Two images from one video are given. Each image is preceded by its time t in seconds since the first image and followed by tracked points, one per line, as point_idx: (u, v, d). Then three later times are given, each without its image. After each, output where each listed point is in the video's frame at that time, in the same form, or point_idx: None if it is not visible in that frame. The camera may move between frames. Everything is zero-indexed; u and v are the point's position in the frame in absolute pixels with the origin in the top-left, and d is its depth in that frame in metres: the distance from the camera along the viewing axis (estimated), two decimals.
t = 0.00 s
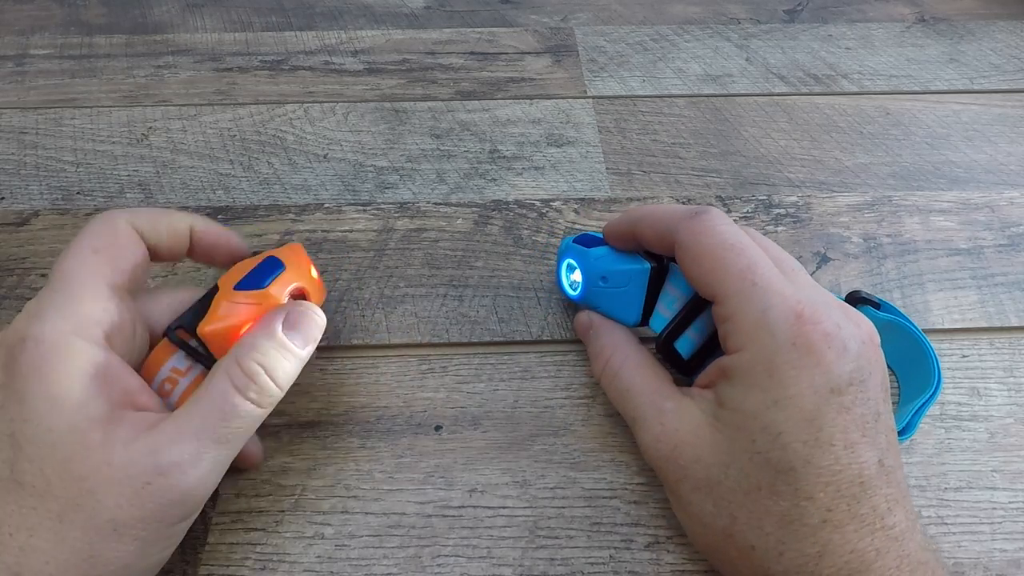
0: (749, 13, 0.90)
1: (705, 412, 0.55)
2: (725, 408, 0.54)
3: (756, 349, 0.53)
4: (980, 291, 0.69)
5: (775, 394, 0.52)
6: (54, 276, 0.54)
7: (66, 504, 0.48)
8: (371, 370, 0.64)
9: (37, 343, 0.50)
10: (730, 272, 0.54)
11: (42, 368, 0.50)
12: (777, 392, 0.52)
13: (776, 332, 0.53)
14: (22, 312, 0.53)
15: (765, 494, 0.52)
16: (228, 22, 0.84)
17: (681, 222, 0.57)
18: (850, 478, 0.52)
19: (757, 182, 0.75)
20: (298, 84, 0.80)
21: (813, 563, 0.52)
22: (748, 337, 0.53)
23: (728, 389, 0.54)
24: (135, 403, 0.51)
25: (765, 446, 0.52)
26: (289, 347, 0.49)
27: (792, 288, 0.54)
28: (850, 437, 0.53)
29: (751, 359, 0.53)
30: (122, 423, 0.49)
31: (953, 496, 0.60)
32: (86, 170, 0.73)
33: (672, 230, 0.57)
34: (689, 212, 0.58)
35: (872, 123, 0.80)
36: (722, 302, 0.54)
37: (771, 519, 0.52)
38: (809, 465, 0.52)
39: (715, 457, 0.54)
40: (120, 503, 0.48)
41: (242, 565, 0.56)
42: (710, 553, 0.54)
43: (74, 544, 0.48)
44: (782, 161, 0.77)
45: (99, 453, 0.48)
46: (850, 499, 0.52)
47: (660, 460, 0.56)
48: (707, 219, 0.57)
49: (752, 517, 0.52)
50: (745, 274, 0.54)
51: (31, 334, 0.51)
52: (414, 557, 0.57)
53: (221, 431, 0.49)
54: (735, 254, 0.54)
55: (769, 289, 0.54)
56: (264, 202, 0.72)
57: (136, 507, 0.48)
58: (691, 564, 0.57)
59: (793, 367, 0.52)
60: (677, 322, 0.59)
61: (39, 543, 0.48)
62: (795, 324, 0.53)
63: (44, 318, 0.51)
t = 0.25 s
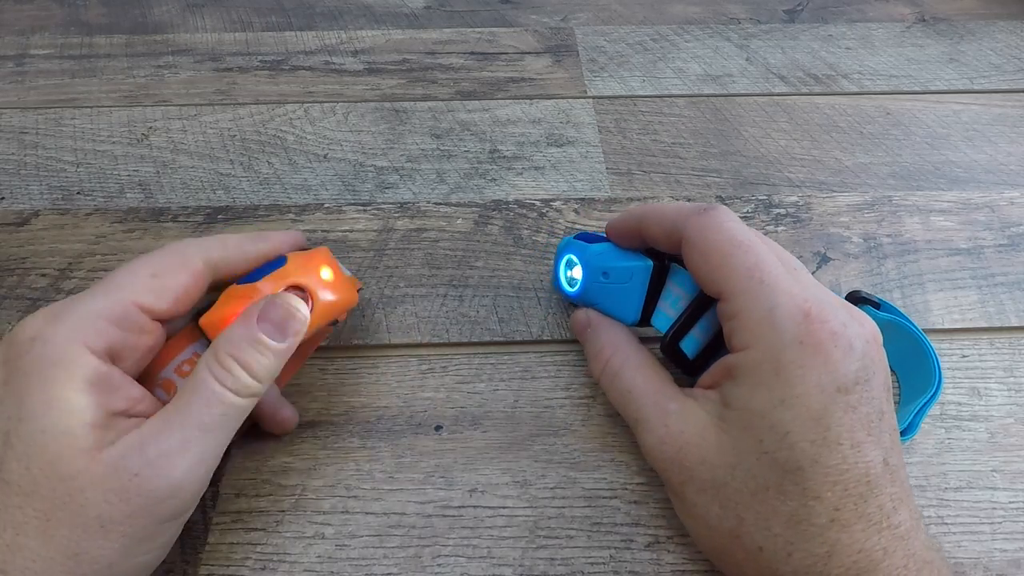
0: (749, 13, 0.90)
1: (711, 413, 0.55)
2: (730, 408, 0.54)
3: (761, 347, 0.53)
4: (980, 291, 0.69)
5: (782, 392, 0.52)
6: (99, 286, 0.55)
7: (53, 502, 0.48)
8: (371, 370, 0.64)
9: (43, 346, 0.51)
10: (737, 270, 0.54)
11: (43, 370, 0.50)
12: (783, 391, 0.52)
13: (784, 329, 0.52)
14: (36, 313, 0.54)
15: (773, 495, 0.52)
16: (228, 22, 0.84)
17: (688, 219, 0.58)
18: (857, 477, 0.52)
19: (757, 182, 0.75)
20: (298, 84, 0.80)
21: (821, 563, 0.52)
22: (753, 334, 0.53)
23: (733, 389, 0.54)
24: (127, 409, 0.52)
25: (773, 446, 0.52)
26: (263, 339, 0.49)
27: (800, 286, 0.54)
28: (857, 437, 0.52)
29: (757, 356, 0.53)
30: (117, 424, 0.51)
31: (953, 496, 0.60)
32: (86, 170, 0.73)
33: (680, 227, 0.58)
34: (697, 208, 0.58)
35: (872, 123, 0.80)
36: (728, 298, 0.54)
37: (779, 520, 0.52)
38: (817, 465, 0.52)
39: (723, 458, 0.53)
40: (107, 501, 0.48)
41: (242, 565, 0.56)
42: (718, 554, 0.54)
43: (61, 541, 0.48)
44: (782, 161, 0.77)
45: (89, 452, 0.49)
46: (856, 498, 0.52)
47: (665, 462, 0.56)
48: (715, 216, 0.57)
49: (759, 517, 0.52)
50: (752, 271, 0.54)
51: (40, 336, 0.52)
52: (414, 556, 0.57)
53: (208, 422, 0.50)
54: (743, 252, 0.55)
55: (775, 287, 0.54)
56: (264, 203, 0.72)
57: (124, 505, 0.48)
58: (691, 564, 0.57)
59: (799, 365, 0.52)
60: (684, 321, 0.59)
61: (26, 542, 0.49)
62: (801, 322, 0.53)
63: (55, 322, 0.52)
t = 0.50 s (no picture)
0: (749, 13, 0.90)
1: (717, 419, 0.53)
2: (738, 414, 0.52)
3: (765, 347, 0.52)
4: (980, 290, 0.70)
5: (790, 393, 0.51)
6: (198, 271, 0.54)
7: (157, 473, 0.50)
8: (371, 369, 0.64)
9: (143, 325, 0.51)
10: (732, 270, 0.54)
11: (144, 350, 0.51)
12: (791, 391, 0.51)
13: (785, 326, 0.52)
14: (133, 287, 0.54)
15: (785, 499, 0.52)
16: (228, 22, 0.84)
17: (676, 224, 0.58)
18: (864, 476, 0.52)
19: (757, 182, 0.75)
20: (298, 84, 0.80)
21: (834, 565, 0.52)
22: (755, 334, 0.52)
23: (740, 392, 0.52)
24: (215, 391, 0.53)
25: (784, 450, 0.51)
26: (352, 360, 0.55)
27: (795, 286, 0.54)
28: (861, 436, 0.53)
29: (761, 355, 0.52)
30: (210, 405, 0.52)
31: (953, 495, 0.60)
32: (86, 170, 0.73)
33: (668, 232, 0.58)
34: (687, 215, 0.58)
35: (872, 123, 0.80)
36: (725, 296, 0.54)
37: (790, 524, 0.52)
38: (827, 466, 0.51)
39: (734, 466, 0.52)
40: (212, 475, 0.50)
41: (243, 565, 0.56)
42: (728, 561, 0.54)
43: (160, 512, 0.49)
44: (782, 161, 0.77)
45: (196, 431, 0.50)
46: (864, 498, 0.52)
47: (674, 475, 0.54)
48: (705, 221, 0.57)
49: (771, 523, 0.52)
50: (747, 271, 0.54)
51: (139, 316, 0.52)
52: (414, 556, 0.57)
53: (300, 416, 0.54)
54: (736, 253, 0.55)
55: (771, 287, 0.54)
56: (264, 202, 0.72)
57: (228, 480, 0.51)
58: (691, 563, 0.57)
59: (803, 365, 0.51)
60: (702, 323, 0.57)
61: (128, 512, 0.49)
62: (801, 321, 0.52)
63: (156, 303, 0.52)
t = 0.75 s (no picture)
0: (749, 13, 0.90)
1: (702, 426, 0.53)
2: (721, 422, 0.52)
3: (746, 358, 0.51)
4: (980, 290, 0.70)
5: (773, 403, 0.51)
6: (260, 263, 0.54)
7: (227, 473, 0.50)
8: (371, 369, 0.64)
9: (218, 321, 0.51)
10: (709, 282, 0.53)
11: (219, 347, 0.51)
12: (775, 401, 0.51)
13: (765, 337, 0.52)
14: (204, 279, 0.53)
15: (769, 507, 0.51)
16: (228, 22, 0.84)
17: (650, 236, 0.57)
18: (850, 482, 0.52)
19: (757, 182, 0.75)
20: (298, 84, 0.80)
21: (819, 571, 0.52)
22: (735, 346, 0.52)
23: (724, 400, 0.52)
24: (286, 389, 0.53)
25: (766, 458, 0.51)
26: (410, 377, 0.58)
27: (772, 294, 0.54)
28: (846, 440, 0.52)
29: (744, 367, 0.51)
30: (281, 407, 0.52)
31: (953, 495, 0.60)
32: (86, 170, 0.73)
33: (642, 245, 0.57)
34: (655, 229, 0.58)
35: (871, 123, 0.80)
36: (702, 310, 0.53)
37: (775, 531, 0.52)
38: (810, 473, 0.51)
39: (717, 473, 0.52)
40: (277, 482, 0.50)
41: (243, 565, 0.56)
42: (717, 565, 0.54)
43: (227, 513, 0.50)
44: (782, 161, 0.77)
45: (262, 434, 0.50)
46: (850, 503, 0.52)
47: (660, 480, 0.54)
48: (674, 235, 0.56)
49: (756, 530, 0.52)
50: (723, 282, 0.53)
51: (214, 313, 0.51)
52: (414, 556, 0.57)
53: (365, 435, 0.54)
54: (709, 265, 0.54)
55: (749, 296, 0.53)
56: (264, 202, 0.72)
57: (290, 489, 0.51)
58: (691, 563, 0.57)
59: (787, 374, 0.51)
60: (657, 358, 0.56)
61: (196, 509, 0.49)
62: (781, 329, 0.52)
63: (229, 297, 0.52)
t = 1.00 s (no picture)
0: (749, 12, 0.90)
1: (694, 437, 0.53)
2: (715, 435, 0.52)
3: (745, 370, 0.51)
4: (980, 291, 0.70)
5: (770, 418, 0.50)
6: (178, 248, 0.55)
7: (177, 460, 0.50)
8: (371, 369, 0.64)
9: (142, 312, 0.52)
10: (712, 286, 0.52)
11: (146, 337, 0.52)
12: (771, 418, 0.50)
13: (768, 351, 0.51)
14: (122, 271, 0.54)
15: (760, 522, 0.52)
16: (228, 22, 0.84)
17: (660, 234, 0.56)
18: (850, 497, 0.52)
19: (757, 182, 0.75)
20: (298, 84, 0.80)
21: None
22: (734, 356, 0.51)
23: (718, 413, 0.52)
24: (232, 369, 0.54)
25: (760, 474, 0.51)
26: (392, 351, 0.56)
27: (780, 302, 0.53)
28: (846, 460, 0.52)
29: (740, 378, 0.51)
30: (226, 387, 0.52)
31: (953, 495, 0.60)
32: (86, 170, 0.73)
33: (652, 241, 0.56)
34: (667, 226, 0.56)
35: (872, 123, 0.80)
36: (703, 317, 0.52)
37: (766, 546, 0.52)
38: (804, 492, 0.51)
39: (709, 488, 0.52)
40: (231, 466, 0.51)
41: (243, 565, 0.56)
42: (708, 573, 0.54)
43: (181, 502, 0.50)
44: (782, 161, 0.77)
45: (210, 417, 0.51)
46: (847, 522, 0.52)
47: (650, 492, 0.55)
48: (686, 234, 0.55)
49: (746, 545, 0.52)
50: (728, 287, 0.52)
51: (135, 304, 0.52)
52: (414, 556, 0.57)
53: (327, 412, 0.53)
54: (718, 270, 0.53)
55: (756, 305, 0.52)
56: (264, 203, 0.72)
57: (247, 471, 0.51)
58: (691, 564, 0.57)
59: (786, 389, 0.50)
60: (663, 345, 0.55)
61: (147, 502, 0.50)
62: (784, 342, 0.51)
63: (149, 287, 0.53)
